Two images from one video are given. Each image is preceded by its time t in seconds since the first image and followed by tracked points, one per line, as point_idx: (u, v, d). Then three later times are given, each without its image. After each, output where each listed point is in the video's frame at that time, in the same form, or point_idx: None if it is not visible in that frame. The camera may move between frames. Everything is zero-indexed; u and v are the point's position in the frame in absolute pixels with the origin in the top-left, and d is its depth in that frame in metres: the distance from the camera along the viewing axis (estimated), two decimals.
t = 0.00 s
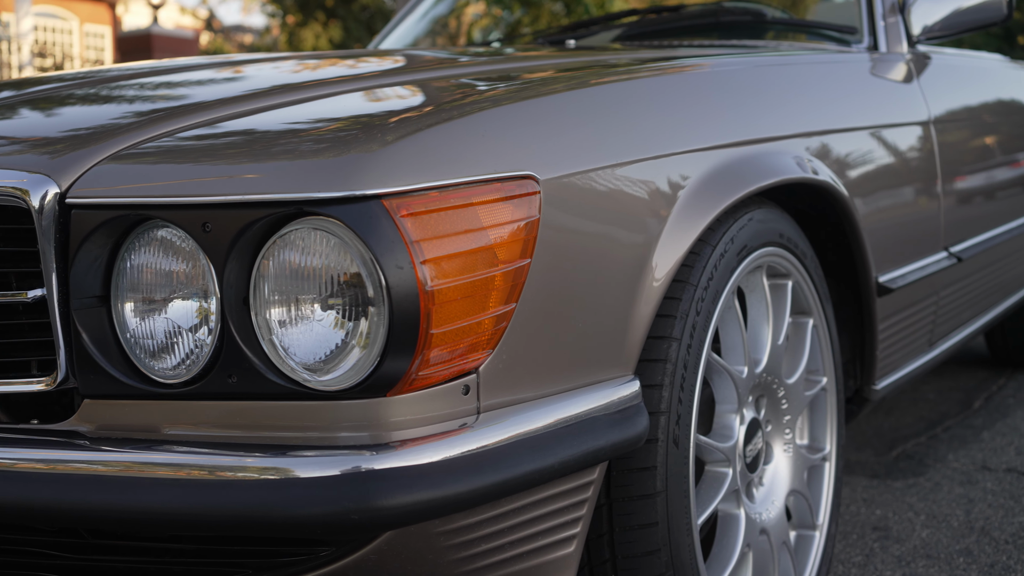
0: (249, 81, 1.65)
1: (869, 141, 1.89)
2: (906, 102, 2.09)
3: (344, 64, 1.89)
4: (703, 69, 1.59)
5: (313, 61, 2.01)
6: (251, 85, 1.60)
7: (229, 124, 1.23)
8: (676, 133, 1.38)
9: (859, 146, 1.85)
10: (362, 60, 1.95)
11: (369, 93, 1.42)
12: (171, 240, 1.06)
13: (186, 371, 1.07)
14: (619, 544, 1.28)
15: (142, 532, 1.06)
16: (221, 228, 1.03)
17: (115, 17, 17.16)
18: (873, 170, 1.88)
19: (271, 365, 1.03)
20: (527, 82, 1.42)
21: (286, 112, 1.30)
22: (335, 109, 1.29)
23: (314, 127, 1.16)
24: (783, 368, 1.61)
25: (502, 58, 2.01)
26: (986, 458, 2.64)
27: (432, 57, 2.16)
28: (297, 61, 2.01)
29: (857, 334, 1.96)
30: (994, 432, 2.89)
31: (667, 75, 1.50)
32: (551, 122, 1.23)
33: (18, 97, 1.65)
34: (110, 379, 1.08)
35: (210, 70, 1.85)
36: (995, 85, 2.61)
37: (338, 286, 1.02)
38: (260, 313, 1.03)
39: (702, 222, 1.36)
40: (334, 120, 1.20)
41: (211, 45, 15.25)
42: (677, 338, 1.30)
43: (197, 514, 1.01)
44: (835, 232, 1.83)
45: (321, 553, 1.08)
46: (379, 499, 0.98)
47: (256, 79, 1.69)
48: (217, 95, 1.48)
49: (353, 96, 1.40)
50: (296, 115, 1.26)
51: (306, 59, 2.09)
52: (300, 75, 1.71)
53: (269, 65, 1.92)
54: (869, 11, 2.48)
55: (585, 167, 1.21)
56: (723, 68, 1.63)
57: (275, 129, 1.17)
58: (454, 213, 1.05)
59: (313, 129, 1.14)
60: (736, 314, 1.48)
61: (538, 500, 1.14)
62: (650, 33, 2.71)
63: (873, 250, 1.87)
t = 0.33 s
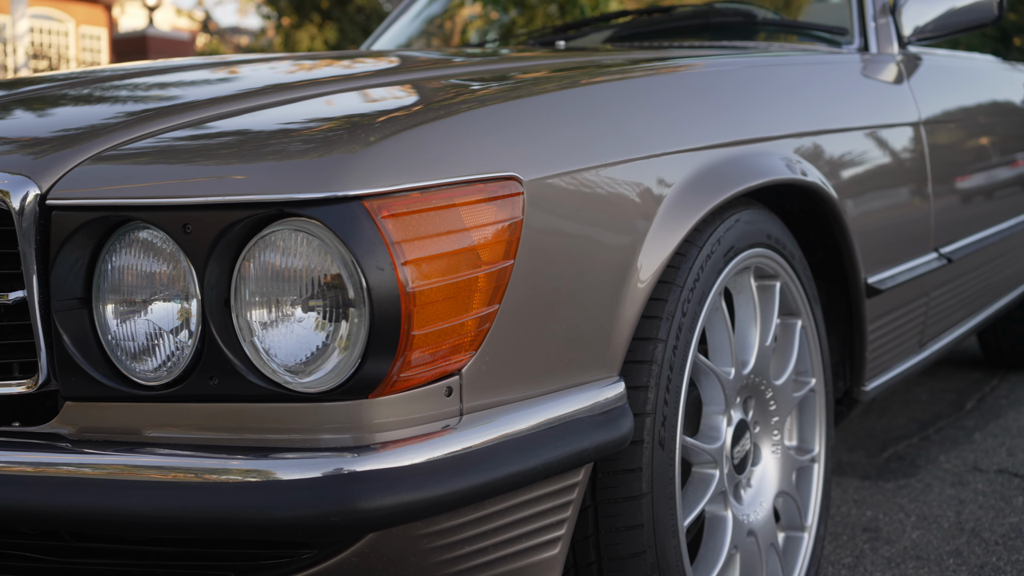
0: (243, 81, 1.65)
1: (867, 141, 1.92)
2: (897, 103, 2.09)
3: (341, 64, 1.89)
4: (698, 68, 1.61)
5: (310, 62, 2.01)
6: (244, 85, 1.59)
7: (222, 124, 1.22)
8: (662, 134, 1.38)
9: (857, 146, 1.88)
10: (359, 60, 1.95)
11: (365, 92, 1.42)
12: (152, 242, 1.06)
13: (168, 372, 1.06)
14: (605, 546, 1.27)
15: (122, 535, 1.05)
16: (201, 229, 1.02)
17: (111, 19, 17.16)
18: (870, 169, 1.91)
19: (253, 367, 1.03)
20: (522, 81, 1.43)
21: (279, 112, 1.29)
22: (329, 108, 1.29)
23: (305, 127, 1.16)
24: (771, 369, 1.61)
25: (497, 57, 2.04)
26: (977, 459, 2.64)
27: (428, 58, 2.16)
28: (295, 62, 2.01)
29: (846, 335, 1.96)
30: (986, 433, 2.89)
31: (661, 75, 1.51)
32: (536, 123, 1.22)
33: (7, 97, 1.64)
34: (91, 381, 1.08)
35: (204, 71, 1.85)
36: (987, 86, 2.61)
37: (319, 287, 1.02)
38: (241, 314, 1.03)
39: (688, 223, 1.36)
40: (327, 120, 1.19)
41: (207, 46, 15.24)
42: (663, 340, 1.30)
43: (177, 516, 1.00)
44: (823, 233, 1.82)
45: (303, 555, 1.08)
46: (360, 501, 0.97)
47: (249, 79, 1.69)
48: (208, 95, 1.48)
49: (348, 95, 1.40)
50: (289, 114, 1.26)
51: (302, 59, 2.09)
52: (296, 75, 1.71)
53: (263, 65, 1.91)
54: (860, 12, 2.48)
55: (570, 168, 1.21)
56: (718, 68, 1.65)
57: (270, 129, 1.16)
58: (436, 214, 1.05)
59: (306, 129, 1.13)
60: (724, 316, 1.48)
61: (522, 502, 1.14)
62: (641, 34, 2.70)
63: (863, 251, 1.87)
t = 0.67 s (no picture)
0: (237, 80, 1.64)
1: (863, 141, 1.94)
2: (886, 103, 2.09)
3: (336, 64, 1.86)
4: (689, 68, 1.61)
5: (303, 61, 2.00)
6: (234, 84, 1.58)
7: (211, 124, 1.20)
8: (647, 134, 1.37)
9: (847, 146, 1.89)
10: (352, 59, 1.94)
11: (357, 91, 1.41)
12: (131, 242, 1.05)
13: (147, 373, 1.05)
14: (589, 547, 1.27)
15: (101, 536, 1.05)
16: (180, 229, 1.02)
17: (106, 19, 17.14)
18: (865, 169, 1.93)
19: (232, 367, 1.03)
20: (514, 80, 1.43)
21: (270, 111, 1.27)
22: (322, 108, 1.27)
23: (289, 126, 1.15)
24: (757, 370, 1.61)
25: (490, 58, 2.00)
26: (967, 460, 2.64)
27: (421, 57, 2.13)
28: (289, 62, 2.00)
29: (834, 336, 1.96)
30: (976, 434, 2.89)
31: (652, 75, 1.51)
32: (520, 123, 1.22)
33: None
34: (70, 383, 1.07)
35: (194, 70, 1.84)
36: (977, 87, 2.61)
37: (299, 287, 1.01)
38: (221, 315, 1.02)
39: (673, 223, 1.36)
40: (318, 118, 1.19)
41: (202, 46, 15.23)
42: (647, 340, 1.30)
43: (156, 518, 1.00)
44: (811, 233, 1.82)
45: (283, 557, 1.08)
46: (339, 502, 0.97)
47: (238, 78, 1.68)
48: (197, 94, 1.47)
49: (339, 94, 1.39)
50: (281, 113, 1.25)
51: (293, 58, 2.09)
52: (290, 74, 1.70)
53: (254, 65, 1.91)
54: (850, 13, 2.49)
55: (553, 168, 1.20)
56: (709, 67, 1.65)
57: (261, 128, 1.15)
58: (417, 214, 1.05)
59: (296, 128, 1.12)
60: (709, 317, 1.48)
61: (504, 503, 1.13)
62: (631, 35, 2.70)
63: (851, 252, 1.87)
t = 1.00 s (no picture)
0: (229, 80, 1.63)
1: (856, 140, 1.96)
2: (873, 104, 2.09)
3: (328, 64, 1.84)
4: (678, 68, 1.61)
5: (297, 61, 1.99)
6: (221, 83, 1.57)
7: (203, 123, 1.18)
8: (629, 133, 1.37)
9: (833, 146, 1.88)
10: (346, 60, 1.95)
11: (350, 92, 1.38)
12: (107, 241, 1.04)
13: (123, 374, 1.05)
14: (570, 548, 1.27)
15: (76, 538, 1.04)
16: (156, 229, 1.01)
17: (99, 19, 17.10)
18: (857, 169, 1.95)
19: (208, 368, 1.02)
20: (504, 78, 1.43)
21: (261, 111, 1.25)
22: (312, 108, 1.24)
23: (273, 125, 1.14)
24: (741, 370, 1.61)
25: (480, 57, 1.99)
26: (954, 460, 2.64)
27: (411, 57, 2.08)
28: (282, 61, 1.99)
29: (819, 336, 1.96)
30: (964, 434, 2.90)
31: (640, 74, 1.51)
32: (500, 122, 1.21)
33: None
34: (46, 384, 1.06)
35: (186, 68, 1.83)
36: (965, 88, 2.62)
37: (276, 288, 1.01)
38: (197, 316, 1.02)
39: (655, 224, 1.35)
40: (304, 117, 1.17)
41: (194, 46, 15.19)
42: (628, 341, 1.30)
43: (131, 519, 0.99)
44: (796, 234, 1.82)
45: (261, 559, 1.07)
46: (315, 504, 0.96)
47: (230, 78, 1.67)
48: (183, 93, 1.46)
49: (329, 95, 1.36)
50: (273, 112, 1.23)
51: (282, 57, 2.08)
52: (282, 74, 1.69)
53: (247, 64, 1.90)
54: (837, 14, 2.49)
55: (534, 169, 1.20)
56: (697, 67, 1.65)
57: (252, 127, 1.14)
58: (394, 214, 1.04)
59: (284, 127, 1.12)
60: (692, 317, 1.48)
61: (483, 504, 1.13)
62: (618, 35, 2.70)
63: (836, 252, 1.87)
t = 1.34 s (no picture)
0: (213, 79, 1.63)
1: (844, 141, 1.99)
2: (856, 105, 2.10)
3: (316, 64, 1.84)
4: (662, 69, 1.62)
5: (284, 61, 1.99)
6: (205, 83, 1.57)
7: (191, 123, 1.17)
8: (608, 134, 1.37)
9: (816, 148, 1.89)
10: (331, 59, 1.95)
11: (339, 92, 1.38)
12: (79, 242, 1.04)
13: (95, 375, 1.04)
14: (547, 550, 1.27)
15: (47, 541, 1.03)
16: (128, 229, 1.01)
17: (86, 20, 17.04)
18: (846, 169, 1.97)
19: (180, 370, 1.01)
20: (488, 78, 1.43)
21: (248, 110, 1.24)
22: (298, 108, 1.23)
23: (256, 125, 1.13)
24: (720, 371, 1.61)
25: (466, 58, 2.01)
26: (937, 462, 2.65)
27: (397, 58, 2.10)
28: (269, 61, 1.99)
29: (801, 337, 1.97)
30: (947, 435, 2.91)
31: (623, 75, 1.51)
32: (479, 123, 1.21)
33: None
34: (19, 386, 1.06)
35: (174, 67, 1.83)
36: (948, 90, 2.63)
37: (248, 289, 1.00)
38: (168, 317, 1.01)
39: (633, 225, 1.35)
40: (288, 117, 1.16)
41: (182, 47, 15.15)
42: (605, 343, 1.30)
43: (101, 522, 0.98)
44: (777, 235, 1.83)
45: (234, 561, 1.06)
46: (287, 506, 0.96)
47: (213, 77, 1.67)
48: (166, 92, 1.45)
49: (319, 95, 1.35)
50: (258, 112, 1.22)
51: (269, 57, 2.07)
52: (268, 73, 1.68)
53: (234, 63, 1.89)
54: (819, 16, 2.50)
55: (511, 169, 1.20)
56: (681, 69, 1.66)
57: (236, 126, 1.13)
58: (368, 215, 1.04)
59: (266, 126, 1.11)
60: (671, 319, 1.48)
61: (458, 506, 1.13)
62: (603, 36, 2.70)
63: (817, 254, 1.87)
